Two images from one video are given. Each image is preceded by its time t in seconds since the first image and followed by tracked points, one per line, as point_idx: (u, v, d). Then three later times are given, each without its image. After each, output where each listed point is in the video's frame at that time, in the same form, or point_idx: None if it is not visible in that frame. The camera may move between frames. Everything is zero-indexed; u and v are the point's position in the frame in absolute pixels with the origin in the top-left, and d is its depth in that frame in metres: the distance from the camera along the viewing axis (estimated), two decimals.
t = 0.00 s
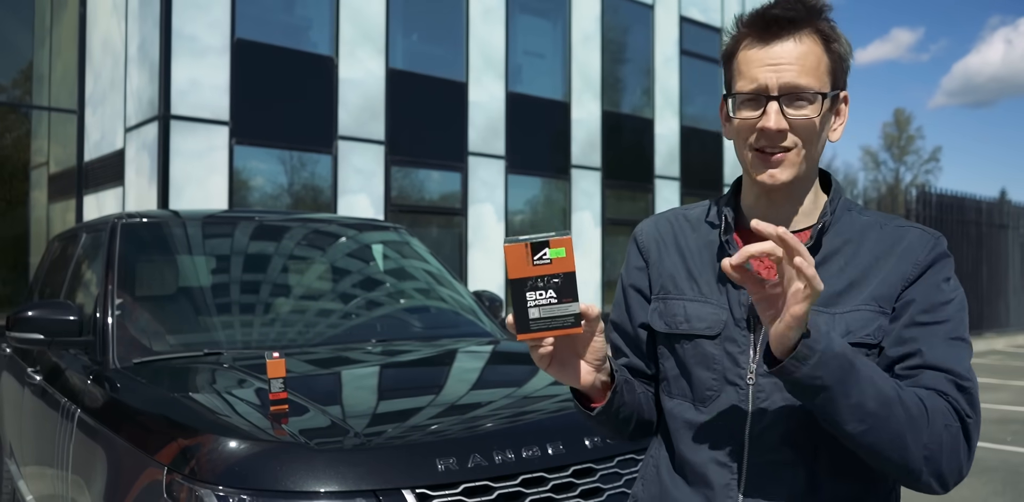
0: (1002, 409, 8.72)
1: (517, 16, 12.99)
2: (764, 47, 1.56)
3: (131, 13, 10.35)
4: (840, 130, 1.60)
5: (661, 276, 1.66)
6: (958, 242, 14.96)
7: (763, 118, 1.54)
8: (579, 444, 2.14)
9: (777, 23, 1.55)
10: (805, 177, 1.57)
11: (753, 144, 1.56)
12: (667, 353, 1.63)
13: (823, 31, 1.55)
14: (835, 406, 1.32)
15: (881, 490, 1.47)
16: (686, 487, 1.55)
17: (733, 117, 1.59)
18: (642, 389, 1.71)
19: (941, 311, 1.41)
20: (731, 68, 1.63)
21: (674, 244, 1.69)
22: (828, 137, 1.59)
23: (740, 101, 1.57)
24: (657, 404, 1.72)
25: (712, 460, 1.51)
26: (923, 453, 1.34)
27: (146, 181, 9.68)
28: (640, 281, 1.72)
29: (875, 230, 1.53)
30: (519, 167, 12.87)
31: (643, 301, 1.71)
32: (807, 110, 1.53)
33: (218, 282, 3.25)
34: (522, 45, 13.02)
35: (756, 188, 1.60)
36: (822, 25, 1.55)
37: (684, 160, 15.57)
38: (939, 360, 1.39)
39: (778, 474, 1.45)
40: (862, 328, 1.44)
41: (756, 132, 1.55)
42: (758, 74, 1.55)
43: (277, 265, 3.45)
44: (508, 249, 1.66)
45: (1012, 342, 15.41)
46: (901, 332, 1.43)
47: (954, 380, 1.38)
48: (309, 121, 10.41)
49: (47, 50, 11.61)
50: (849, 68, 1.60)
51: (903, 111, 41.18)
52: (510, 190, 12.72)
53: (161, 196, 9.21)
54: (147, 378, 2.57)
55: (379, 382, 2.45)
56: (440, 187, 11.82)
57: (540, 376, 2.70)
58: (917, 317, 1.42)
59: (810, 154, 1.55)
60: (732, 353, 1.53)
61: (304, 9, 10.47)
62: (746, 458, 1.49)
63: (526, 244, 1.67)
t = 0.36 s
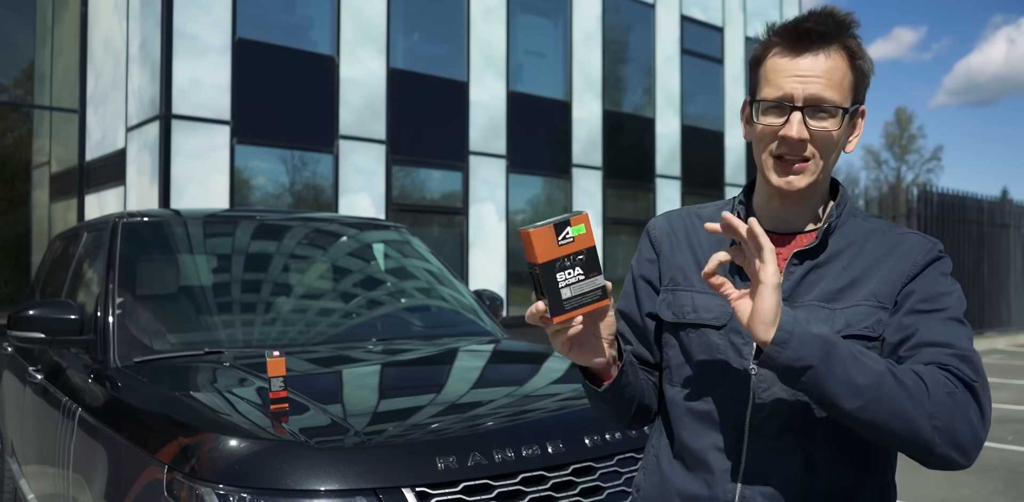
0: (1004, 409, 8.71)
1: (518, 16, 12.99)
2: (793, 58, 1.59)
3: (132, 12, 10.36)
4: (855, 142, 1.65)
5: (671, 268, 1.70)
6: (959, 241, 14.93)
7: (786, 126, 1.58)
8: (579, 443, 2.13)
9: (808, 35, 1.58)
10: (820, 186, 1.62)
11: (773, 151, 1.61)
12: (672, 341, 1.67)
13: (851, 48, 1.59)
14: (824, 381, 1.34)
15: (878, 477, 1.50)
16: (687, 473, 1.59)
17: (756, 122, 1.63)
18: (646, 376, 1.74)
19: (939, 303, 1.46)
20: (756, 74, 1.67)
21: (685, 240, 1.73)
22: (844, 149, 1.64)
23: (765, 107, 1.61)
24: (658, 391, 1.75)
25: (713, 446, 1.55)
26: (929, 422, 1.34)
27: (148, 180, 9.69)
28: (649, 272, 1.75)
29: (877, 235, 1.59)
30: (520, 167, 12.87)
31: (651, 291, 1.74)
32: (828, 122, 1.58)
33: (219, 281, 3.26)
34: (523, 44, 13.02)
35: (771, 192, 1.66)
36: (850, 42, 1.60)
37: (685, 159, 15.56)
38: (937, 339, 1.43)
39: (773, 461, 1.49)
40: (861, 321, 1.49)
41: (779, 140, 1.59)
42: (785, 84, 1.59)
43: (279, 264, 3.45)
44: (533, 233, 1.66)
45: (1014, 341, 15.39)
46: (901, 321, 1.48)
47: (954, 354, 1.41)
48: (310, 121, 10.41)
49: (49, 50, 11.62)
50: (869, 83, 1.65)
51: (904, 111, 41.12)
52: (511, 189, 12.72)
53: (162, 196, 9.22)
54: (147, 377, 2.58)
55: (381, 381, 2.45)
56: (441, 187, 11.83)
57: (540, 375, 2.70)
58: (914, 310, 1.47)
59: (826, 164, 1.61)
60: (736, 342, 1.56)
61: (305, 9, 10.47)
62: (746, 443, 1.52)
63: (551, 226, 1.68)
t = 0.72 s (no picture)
0: (1003, 409, 8.73)
1: (518, 15, 13.00)
2: (756, 75, 1.64)
3: (133, 12, 10.35)
4: (819, 150, 1.69)
5: (664, 277, 1.77)
6: (960, 241, 14.93)
7: (750, 139, 1.62)
8: (578, 442, 2.14)
9: (768, 53, 1.63)
10: (785, 195, 1.66)
11: (740, 164, 1.65)
12: (666, 345, 1.74)
13: (810, 63, 1.63)
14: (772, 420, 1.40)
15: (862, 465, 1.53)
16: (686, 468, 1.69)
17: (725, 135, 1.67)
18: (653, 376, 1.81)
19: (898, 306, 1.49)
20: (725, 89, 1.72)
21: (676, 249, 1.79)
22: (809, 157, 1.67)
23: (732, 122, 1.66)
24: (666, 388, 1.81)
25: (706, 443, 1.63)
26: (877, 440, 1.38)
27: (148, 180, 9.69)
28: (648, 280, 1.83)
29: (847, 234, 1.61)
30: (521, 166, 12.87)
31: (651, 296, 1.82)
32: (790, 135, 1.62)
33: (220, 281, 3.26)
34: (523, 44, 13.02)
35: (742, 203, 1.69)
36: (810, 56, 1.64)
37: (686, 159, 15.57)
38: (895, 347, 1.45)
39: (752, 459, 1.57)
40: (824, 325, 1.53)
41: (745, 152, 1.63)
42: (749, 99, 1.63)
43: (279, 264, 3.45)
44: (530, 301, 1.61)
45: (1014, 341, 15.41)
46: (865, 325, 1.51)
47: (909, 362, 1.44)
48: (310, 121, 10.42)
49: (49, 49, 11.62)
50: (831, 96, 1.68)
51: (905, 111, 41.15)
52: (511, 189, 12.73)
53: (163, 195, 9.22)
54: (148, 376, 2.58)
55: (381, 380, 2.46)
56: (441, 186, 11.83)
57: (538, 374, 2.70)
58: (875, 315, 1.50)
59: (790, 175, 1.64)
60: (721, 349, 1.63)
61: (306, 8, 10.48)
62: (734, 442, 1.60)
63: (547, 292, 1.63)
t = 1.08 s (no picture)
0: (1002, 408, 8.72)
1: (517, 15, 12.99)
2: (765, 73, 1.64)
3: (131, 11, 10.33)
4: (834, 142, 1.67)
5: (684, 270, 1.77)
6: (959, 241, 14.93)
7: (765, 136, 1.61)
8: (576, 440, 2.13)
9: (777, 51, 1.62)
10: (803, 189, 1.63)
11: (756, 160, 1.62)
12: (689, 338, 1.74)
13: (819, 56, 1.62)
14: (827, 370, 1.40)
15: (882, 453, 1.54)
16: (709, 456, 1.68)
17: (739, 135, 1.66)
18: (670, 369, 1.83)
19: (924, 296, 1.48)
20: (735, 90, 1.71)
21: (696, 243, 1.79)
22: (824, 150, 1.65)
23: (744, 120, 1.65)
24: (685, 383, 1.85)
25: (727, 432, 1.63)
26: (909, 415, 1.40)
27: (147, 179, 9.68)
28: (668, 274, 1.83)
29: (868, 222, 1.60)
30: (520, 165, 12.86)
31: (670, 290, 1.82)
32: (805, 130, 1.60)
33: (218, 280, 3.26)
34: (522, 43, 13.02)
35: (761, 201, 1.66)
36: (820, 47, 1.63)
37: (685, 158, 15.57)
38: (923, 335, 1.46)
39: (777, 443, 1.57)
40: (848, 312, 1.53)
41: (760, 149, 1.61)
42: (760, 98, 1.62)
43: (277, 263, 3.45)
44: (543, 328, 1.68)
45: (1013, 340, 15.41)
46: (889, 313, 1.51)
47: (937, 354, 1.45)
48: (309, 120, 10.41)
49: (48, 49, 11.62)
50: (840, 87, 1.66)
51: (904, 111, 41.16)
52: (510, 188, 12.72)
53: (162, 194, 9.21)
54: (146, 374, 2.57)
55: (379, 378, 2.45)
56: (441, 186, 11.82)
57: (537, 373, 2.69)
58: (901, 301, 1.50)
59: (808, 169, 1.62)
60: (742, 339, 1.62)
61: (304, 7, 10.47)
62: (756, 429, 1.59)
63: (559, 318, 1.69)
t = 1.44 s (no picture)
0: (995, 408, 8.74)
1: (513, 14, 12.99)
2: (819, 57, 1.65)
3: (126, 11, 10.32)
4: (888, 137, 1.66)
5: (719, 263, 1.74)
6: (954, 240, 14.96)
7: (814, 122, 1.61)
8: (572, 439, 2.13)
9: (831, 34, 1.64)
10: (853, 180, 1.63)
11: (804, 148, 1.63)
12: (722, 333, 1.71)
13: (875, 44, 1.63)
14: (930, 360, 1.37)
15: (920, 460, 1.52)
16: (739, 456, 1.64)
17: (786, 122, 1.66)
18: (696, 366, 1.77)
19: (992, 299, 1.47)
20: (786, 76, 1.72)
21: (731, 237, 1.77)
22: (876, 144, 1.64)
23: (794, 106, 1.65)
24: (710, 386, 1.79)
25: (765, 431, 1.59)
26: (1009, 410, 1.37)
27: (142, 179, 9.66)
28: (699, 266, 1.80)
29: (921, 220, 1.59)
30: (516, 165, 12.85)
31: (701, 284, 1.79)
32: (856, 117, 1.60)
33: (213, 279, 3.26)
34: (518, 43, 13.02)
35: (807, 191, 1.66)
36: (875, 38, 1.64)
37: (681, 158, 15.59)
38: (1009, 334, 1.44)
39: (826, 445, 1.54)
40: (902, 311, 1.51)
41: (809, 137, 1.62)
42: (811, 82, 1.63)
43: (273, 263, 3.44)
44: (566, 334, 1.57)
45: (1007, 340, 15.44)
46: (961, 312, 1.48)
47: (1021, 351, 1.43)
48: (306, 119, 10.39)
49: (43, 48, 11.63)
50: (897, 79, 1.67)
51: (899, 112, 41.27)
52: (506, 188, 12.72)
53: (157, 193, 9.20)
54: (141, 374, 2.56)
55: (375, 378, 2.45)
56: (437, 185, 11.82)
57: (534, 372, 2.69)
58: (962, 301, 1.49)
59: (857, 159, 1.62)
60: (785, 335, 1.61)
61: (300, 7, 10.45)
62: (796, 429, 1.56)
63: (580, 319, 1.59)
